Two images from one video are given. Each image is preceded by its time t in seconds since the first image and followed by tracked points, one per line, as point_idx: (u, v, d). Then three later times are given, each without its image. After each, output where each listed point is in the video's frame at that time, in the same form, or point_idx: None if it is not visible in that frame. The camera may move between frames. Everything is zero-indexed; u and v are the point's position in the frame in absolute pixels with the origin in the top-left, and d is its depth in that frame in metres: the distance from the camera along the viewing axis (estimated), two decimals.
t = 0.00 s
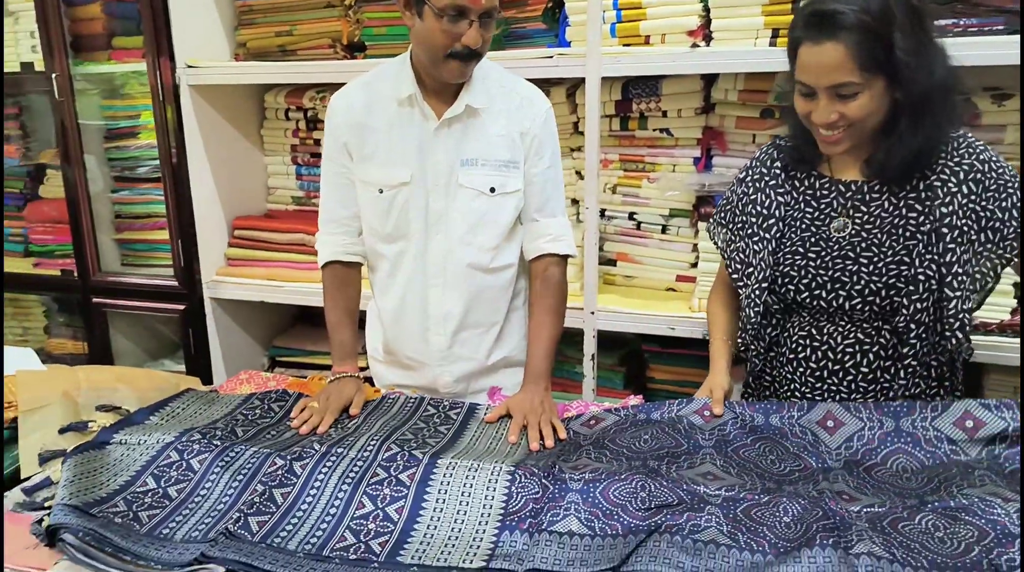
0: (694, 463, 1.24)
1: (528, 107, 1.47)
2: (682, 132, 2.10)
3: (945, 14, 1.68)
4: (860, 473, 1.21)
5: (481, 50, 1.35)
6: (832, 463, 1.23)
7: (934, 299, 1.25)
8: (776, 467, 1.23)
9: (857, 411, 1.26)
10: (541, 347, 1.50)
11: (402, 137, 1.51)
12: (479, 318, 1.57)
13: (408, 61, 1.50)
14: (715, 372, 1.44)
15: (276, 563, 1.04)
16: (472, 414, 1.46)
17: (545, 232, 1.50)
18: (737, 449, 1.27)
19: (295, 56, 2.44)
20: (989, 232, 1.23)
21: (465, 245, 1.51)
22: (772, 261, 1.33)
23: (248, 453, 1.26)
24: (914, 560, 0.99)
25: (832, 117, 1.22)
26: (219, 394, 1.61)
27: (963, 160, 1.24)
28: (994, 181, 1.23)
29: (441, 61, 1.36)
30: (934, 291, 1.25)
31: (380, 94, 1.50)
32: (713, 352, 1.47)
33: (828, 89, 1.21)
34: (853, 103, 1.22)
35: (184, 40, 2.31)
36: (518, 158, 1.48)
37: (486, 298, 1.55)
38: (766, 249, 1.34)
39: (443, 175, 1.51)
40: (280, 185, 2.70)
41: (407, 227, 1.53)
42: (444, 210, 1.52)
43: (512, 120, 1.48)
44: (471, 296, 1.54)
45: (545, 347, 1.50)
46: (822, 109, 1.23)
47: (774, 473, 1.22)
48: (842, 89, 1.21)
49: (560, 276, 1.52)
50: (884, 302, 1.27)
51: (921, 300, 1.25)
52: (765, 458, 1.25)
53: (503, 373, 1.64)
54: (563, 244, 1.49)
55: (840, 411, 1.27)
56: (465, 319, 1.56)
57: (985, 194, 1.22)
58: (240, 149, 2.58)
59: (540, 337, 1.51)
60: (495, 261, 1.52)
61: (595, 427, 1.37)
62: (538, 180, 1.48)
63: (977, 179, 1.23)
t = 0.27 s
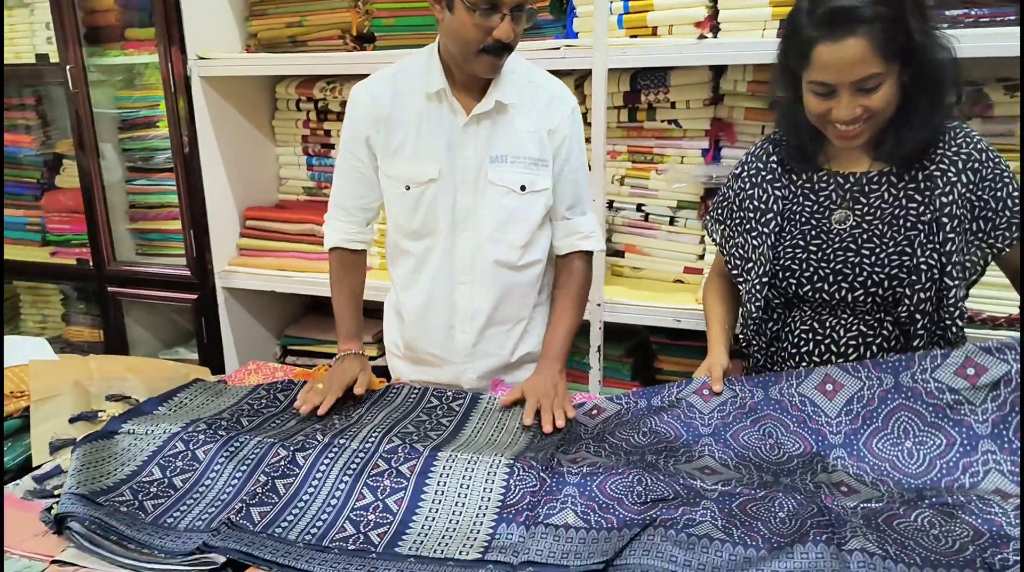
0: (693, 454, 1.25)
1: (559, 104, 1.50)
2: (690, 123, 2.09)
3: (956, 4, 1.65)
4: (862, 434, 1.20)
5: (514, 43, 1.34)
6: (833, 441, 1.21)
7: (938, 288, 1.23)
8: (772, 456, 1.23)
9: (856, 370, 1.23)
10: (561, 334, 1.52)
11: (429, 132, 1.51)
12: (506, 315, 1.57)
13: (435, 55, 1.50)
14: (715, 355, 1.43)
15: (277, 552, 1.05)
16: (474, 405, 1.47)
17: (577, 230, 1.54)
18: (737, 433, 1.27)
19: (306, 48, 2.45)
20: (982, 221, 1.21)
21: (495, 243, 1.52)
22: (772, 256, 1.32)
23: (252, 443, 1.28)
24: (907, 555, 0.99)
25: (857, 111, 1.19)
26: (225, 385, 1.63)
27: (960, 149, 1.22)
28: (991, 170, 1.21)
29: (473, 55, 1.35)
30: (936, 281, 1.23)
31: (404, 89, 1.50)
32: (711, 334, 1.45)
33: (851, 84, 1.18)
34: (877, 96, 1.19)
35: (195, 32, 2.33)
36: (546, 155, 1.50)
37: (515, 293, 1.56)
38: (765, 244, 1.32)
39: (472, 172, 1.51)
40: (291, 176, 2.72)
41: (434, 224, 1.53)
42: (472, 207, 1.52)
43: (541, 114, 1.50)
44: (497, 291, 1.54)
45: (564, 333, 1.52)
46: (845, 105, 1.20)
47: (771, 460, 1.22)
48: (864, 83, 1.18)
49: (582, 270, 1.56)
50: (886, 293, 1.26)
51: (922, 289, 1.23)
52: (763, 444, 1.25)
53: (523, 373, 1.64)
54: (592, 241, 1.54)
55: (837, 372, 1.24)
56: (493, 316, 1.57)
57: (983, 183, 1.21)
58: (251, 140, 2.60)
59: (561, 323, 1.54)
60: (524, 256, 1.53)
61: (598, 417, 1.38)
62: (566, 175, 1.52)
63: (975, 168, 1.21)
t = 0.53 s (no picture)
0: (688, 441, 1.25)
1: (591, 100, 1.49)
2: (696, 112, 2.08)
3: None
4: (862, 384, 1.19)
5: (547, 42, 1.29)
6: (828, 403, 1.21)
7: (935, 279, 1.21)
8: (766, 432, 1.23)
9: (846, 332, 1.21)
10: (592, 330, 1.54)
11: (459, 133, 1.47)
12: (533, 313, 1.58)
13: (463, 51, 1.45)
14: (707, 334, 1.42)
15: (272, 540, 1.06)
16: (474, 395, 1.47)
17: (607, 225, 1.55)
18: (732, 409, 1.27)
19: (311, 35, 2.43)
20: (975, 212, 1.21)
21: (526, 246, 1.51)
22: (767, 247, 1.30)
23: (251, 431, 1.29)
24: (900, 547, 0.99)
25: (858, 103, 1.17)
26: (227, 373, 1.64)
27: (955, 140, 1.21)
28: (986, 162, 1.20)
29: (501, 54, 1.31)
30: (933, 271, 1.21)
31: (433, 87, 1.46)
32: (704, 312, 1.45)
33: (852, 77, 1.16)
34: (878, 87, 1.17)
35: (201, 19, 2.33)
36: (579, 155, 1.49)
37: (543, 293, 1.56)
38: (760, 235, 1.31)
39: (503, 172, 1.49)
40: (298, 163, 2.72)
41: (463, 225, 1.51)
42: (503, 208, 1.51)
43: (574, 111, 1.48)
44: (524, 291, 1.53)
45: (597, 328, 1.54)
46: (845, 97, 1.17)
47: (766, 434, 1.22)
48: (867, 74, 1.16)
49: (614, 265, 1.58)
50: (882, 285, 1.24)
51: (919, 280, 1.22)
52: (758, 418, 1.24)
53: (545, 368, 1.66)
54: (620, 236, 1.55)
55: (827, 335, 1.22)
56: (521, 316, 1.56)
57: (977, 175, 1.20)
58: (257, 127, 2.60)
59: (594, 316, 1.56)
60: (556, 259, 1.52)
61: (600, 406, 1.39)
62: (597, 175, 1.52)
63: (971, 158, 1.20)
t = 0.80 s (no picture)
0: (689, 438, 1.24)
1: (617, 96, 1.49)
2: (706, 100, 2.04)
3: None
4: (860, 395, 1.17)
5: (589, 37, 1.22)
6: (830, 406, 1.19)
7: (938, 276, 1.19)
8: (768, 435, 1.21)
9: (852, 345, 1.21)
10: (596, 325, 1.54)
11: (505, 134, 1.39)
12: (554, 310, 1.56)
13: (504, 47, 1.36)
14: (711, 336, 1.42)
15: (266, 532, 1.06)
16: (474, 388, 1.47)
17: (619, 218, 1.55)
18: (736, 415, 1.25)
19: (318, 18, 2.40)
20: (980, 208, 1.18)
21: (565, 246, 1.48)
22: (769, 241, 1.29)
23: (250, 420, 1.29)
24: (898, 545, 0.96)
25: (863, 94, 1.14)
26: (228, 361, 1.64)
27: (961, 133, 1.18)
28: (992, 157, 1.17)
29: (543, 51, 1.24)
30: (936, 267, 1.18)
31: (480, 85, 1.35)
32: (707, 311, 1.45)
33: (858, 66, 1.13)
34: (883, 76, 1.14)
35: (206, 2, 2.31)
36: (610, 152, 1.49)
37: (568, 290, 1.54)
38: (762, 228, 1.30)
39: (544, 173, 1.44)
40: (305, 148, 2.71)
41: (504, 228, 1.45)
42: (542, 208, 1.46)
43: (601, 108, 1.47)
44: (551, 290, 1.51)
45: (601, 323, 1.54)
46: (850, 87, 1.14)
47: (767, 438, 1.21)
48: (873, 64, 1.13)
49: (620, 263, 1.57)
50: (886, 280, 1.21)
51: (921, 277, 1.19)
52: (761, 422, 1.23)
53: (559, 363, 1.65)
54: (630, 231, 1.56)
55: (839, 353, 1.22)
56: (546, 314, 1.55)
57: (983, 170, 1.17)
58: (264, 112, 2.59)
59: (599, 312, 1.56)
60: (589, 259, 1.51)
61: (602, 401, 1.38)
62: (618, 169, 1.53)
63: (977, 153, 1.17)
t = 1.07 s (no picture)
0: (691, 442, 1.22)
1: (636, 97, 1.44)
2: (716, 92, 2.01)
3: None
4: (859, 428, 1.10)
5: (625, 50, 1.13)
6: (832, 425, 1.14)
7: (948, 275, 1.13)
8: (773, 447, 1.19)
9: (855, 361, 1.14)
10: (598, 324, 1.53)
11: (537, 149, 1.30)
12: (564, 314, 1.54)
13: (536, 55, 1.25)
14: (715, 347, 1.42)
15: (261, 529, 1.04)
16: (476, 383, 1.45)
17: (628, 214, 1.51)
18: (738, 428, 1.24)
19: (325, 5, 2.38)
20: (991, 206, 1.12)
21: (584, 251, 1.46)
22: (774, 238, 1.27)
23: (249, 414, 1.28)
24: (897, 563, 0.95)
25: (872, 88, 1.11)
26: (230, 352, 1.63)
27: (974, 130, 1.15)
28: (1006, 153, 1.12)
29: (578, 65, 1.14)
30: (945, 267, 1.14)
31: (517, 100, 1.24)
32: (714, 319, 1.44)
33: (868, 59, 1.09)
34: (894, 70, 1.09)
35: None
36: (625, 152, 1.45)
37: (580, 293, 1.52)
38: (767, 225, 1.28)
39: (570, 185, 1.38)
40: (311, 136, 2.69)
41: (526, 239, 1.41)
42: (564, 218, 1.41)
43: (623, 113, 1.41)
44: (564, 295, 1.50)
45: (603, 324, 1.53)
46: (859, 80, 1.11)
47: (770, 451, 1.18)
48: (882, 56, 1.09)
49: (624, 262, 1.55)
50: (892, 280, 1.18)
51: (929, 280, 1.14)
52: (762, 435, 1.21)
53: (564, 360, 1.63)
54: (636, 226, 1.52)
55: (839, 367, 1.15)
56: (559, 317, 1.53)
57: (995, 168, 1.12)
58: (272, 99, 2.57)
59: (603, 311, 1.54)
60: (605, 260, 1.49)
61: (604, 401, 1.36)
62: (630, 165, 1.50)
63: (989, 150, 1.13)
